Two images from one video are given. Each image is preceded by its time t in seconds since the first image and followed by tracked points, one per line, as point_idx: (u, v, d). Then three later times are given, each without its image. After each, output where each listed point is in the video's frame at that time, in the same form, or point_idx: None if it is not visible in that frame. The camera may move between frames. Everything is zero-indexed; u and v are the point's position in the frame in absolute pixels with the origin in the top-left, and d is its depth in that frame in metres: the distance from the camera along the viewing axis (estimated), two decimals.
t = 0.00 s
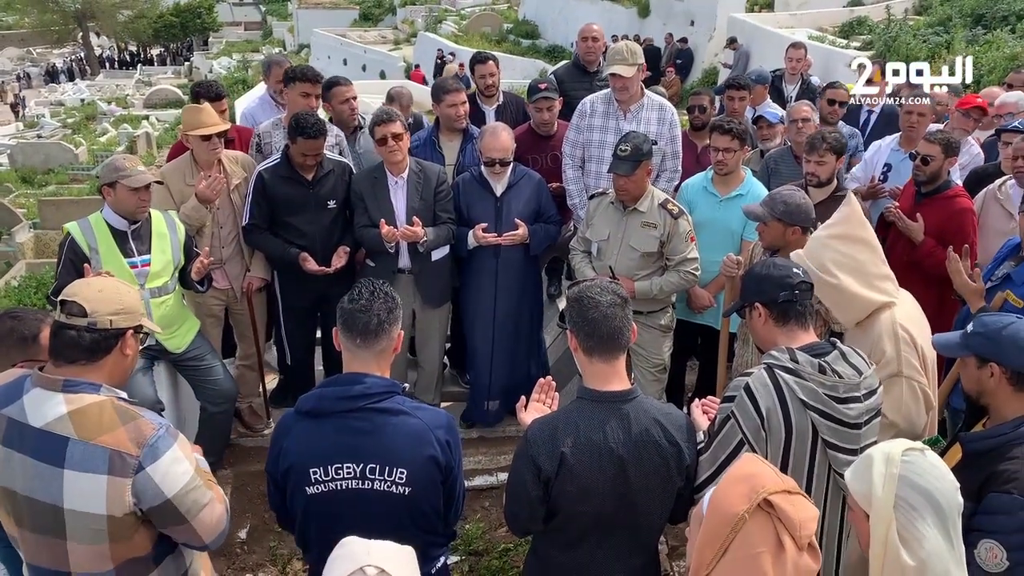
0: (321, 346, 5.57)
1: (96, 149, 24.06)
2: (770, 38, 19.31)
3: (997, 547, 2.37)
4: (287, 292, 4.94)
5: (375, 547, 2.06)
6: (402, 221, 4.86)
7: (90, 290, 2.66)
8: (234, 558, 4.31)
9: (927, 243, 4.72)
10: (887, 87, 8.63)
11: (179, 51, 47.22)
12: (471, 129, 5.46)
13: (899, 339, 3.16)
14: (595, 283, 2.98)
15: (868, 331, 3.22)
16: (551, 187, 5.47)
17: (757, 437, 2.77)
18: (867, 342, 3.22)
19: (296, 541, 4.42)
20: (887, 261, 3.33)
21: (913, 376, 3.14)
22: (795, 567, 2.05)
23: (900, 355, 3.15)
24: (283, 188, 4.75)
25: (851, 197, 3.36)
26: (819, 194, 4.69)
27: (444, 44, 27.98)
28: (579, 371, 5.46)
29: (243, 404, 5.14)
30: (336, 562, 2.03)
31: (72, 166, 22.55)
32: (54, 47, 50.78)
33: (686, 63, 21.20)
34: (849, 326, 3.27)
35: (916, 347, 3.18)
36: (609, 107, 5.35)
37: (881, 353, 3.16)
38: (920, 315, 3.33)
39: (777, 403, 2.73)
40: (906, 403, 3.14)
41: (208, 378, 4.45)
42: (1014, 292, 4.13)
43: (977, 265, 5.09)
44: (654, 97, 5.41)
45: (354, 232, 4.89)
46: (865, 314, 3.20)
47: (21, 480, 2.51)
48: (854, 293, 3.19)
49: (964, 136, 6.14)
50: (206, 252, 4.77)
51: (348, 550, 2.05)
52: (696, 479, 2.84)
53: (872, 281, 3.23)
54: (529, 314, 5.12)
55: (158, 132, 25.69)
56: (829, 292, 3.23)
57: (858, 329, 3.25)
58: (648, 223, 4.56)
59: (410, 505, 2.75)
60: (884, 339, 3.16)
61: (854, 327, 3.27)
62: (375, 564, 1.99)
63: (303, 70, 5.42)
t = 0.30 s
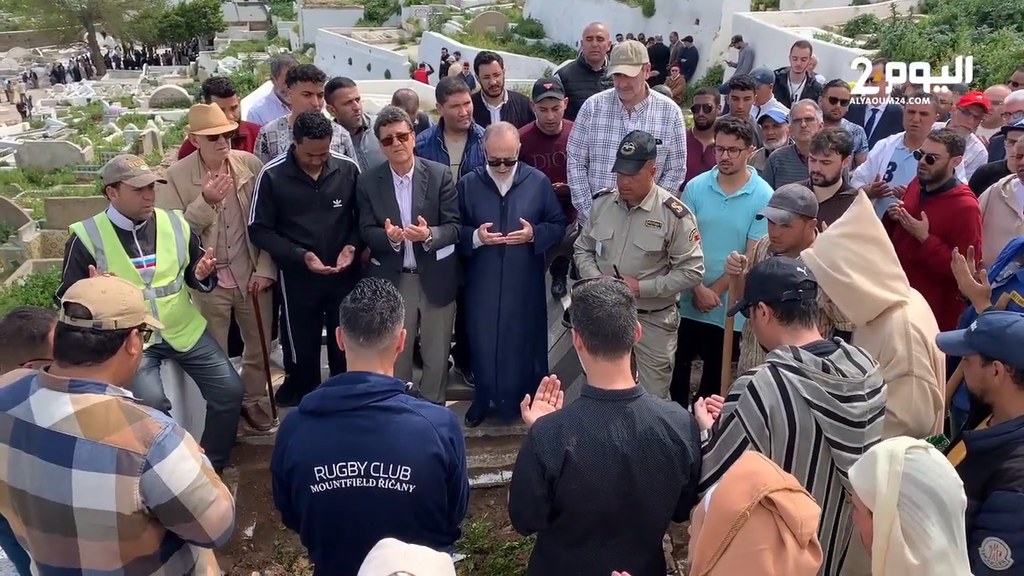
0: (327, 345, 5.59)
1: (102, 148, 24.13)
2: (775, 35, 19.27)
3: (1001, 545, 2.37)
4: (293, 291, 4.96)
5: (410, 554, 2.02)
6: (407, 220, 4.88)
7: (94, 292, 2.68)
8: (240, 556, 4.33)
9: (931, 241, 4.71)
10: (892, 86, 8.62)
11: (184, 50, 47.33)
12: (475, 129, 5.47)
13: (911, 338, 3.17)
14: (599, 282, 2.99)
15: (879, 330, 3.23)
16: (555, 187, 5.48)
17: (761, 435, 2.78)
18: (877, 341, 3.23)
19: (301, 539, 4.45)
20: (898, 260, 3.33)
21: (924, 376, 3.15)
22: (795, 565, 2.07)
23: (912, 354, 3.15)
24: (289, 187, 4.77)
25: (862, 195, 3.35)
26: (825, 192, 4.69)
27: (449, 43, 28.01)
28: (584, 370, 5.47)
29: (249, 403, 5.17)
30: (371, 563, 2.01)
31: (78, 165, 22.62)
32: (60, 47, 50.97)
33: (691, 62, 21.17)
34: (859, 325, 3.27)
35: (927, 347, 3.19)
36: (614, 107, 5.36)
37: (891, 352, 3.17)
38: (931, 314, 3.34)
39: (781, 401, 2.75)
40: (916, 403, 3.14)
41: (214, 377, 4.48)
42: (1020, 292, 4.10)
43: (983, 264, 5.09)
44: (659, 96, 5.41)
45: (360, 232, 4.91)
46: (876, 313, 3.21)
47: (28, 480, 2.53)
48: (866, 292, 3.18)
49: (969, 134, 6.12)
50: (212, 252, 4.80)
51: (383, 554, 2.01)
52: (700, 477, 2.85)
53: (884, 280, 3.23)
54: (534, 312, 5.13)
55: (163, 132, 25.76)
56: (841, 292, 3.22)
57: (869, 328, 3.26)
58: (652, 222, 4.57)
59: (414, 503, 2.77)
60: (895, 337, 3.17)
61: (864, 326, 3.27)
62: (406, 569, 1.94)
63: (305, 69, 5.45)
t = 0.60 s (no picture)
0: (332, 345, 5.61)
1: (108, 149, 24.20)
2: (780, 36, 19.24)
3: (1004, 544, 2.37)
4: (299, 292, 4.98)
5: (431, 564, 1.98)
6: (412, 221, 4.89)
7: (101, 292, 2.65)
8: (246, 555, 4.35)
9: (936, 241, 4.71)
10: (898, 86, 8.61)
11: (190, 51, 47.45)
12: (480, 130, 5.48)
13: (918, 339, 3.17)
14: (604, 282, 3.00)
15: (886, 331, 3.22)
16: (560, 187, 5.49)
17: (764, 434, 2.80)
18: (884, 341, 3.23)
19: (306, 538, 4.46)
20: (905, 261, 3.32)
21: (931, 377, 3.14)
22: (794, 562, 2.07)
23: (919, 355, 3.15)
24: (294, 188, 4.79)
25: (867, 196, 3.35)
26: (830, 193, 4.69)
27: (454, 44, 28.04)
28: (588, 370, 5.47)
29: (255, 403, 5.19)
30: (392, 567, 1.98)
31: (85, 166, 22.71)
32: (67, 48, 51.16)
33: (696, 62, 21.15)
34: (865, 325, 3.27)
35: (934, 348, 3.18)
36: (618, 108, 5.37)
37: (898, 353, 3.17)
38: (937, 315, 3.33)
39: (784, 401, 2.76)
40: (923, 404, 3.14)
41: (220, 377, 4.50)
42: None
43: (988, 264, 5.08)
44: (663, 97, 5.42)
45: (365, 232, 4.93)
46: (882, 314, 3.20)
47: (37, 479, 2.54)
48: (873, 293, 3.18)
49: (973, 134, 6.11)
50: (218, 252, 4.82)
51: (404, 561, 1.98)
52: (703, 477, 2.85)
53: (892, 281, 3.23)
54: (538, 312, 5.14)
55: (170, 133, 25.83)
56: (849, 293, 3.21)
57: (875, 328, 3.26)
58: (656, 222, 4.57)
59: (417, 503, 2.78)
60: (903, 338, 3.17)
61: (871, 326, 3.27)
62: None
63: (309, 70, 5.47)
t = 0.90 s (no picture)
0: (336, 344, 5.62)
1: (114, 149, 24.27)
2: (785, 36, 19.21)
3: (1005, 545, 2.37)
4: (303, 291, 4.99)
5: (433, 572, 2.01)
6: (416, 220, 4.90)
7: (99, 296, 2.57)
8: (249, 554, 4.36)
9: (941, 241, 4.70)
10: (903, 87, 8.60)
11: (196, 52, 47.56)
12: (483, 130, 5.49)
13: (922, 339, 3.16)
14: (606, 280, 3.00)
15: (890, 330, 3.22)
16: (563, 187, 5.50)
17: (766, 433, 2.79)
18: (888, 341, 3.22)
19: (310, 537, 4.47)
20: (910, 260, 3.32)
21: (934, 378, 3.14)
22: (794, 559, 2.07)
23: (923, 355, 3.15)
24: (299, 188, 4.80)
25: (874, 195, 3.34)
26: (833, 193, 4.68)
27: (459, 45, 28.08)
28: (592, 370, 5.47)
29: (259, 402, 5.20)
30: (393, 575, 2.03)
31: (90, 166, 22.78)
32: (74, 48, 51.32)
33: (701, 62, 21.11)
34: (869, 324, 3.27)
35: (938, 349, 3.18)
36: (622, 108, 5.37)
37: (903, 353, 3.16)
38: (941, 315, 3.33)
39: (786, 400, 2.76)
40: (927, 404, 3.13)
41: (223, 375, 4.51)
42: None
43: (992, 265, 5.07)
44: (666, 97, 5.42)
45: (370, 232, 4.94)
46: (887, 313, 3.20)
47: (47, 475, 2.54)
48: (879, 292, 3.18)
49: (977, 134, 6.10)
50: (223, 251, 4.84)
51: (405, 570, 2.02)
52: (705, 475, 2.85)
53: (897, 281, 3.23)
54: (542, 312, 5.14)
55: (175, 133, 25.89)
56: (855, 292, 3.21)
57: (879, 328, 3.25)
58: (660, 222, 4.57)
59: (420, 503, 2.79)
60: (907, 338, 3.17)
61: (876, 326, 3.26)
62: None
63: (313, 69, 5.48)
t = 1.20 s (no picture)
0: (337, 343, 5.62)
1: (116, 148, 24.29)
2: (786, 35, 19.20)
3: (1005, 543, 2.37)
4: (303, 290, 5.00)
5: None
6: (417, 219, 4.91)
7: (87, 296, 2.57)
8: (250, 552, 4.37)
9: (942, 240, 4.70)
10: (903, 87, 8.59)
11: (197, 51, 47.58)
12: (484, 129, 5.49)
13: (923, 337, 3.16)
14: (606, 279, 3.00)
15: (891, 328, 3.22)
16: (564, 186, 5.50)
17: (765, 430, 2.79)
18: (889, 339, 3.22)
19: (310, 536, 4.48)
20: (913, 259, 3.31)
21: (933, 376, 3.14)
22: (792, 556, 2.08)
23: (924, 354, 3.15)
24: (299, 187, 4.80)
25: (881, 192, 3.35)
26: (833, 192, 4.67)
27: (460, 44, 28.09)
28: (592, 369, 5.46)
29: (260, 400, 5.21)
30: None
31: (92, 165, 22.80)
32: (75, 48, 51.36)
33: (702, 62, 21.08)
34: (870, 321, 3.27)
35: (938, 347, 3.18)
36: (622, 107, 5.37)
37: (903, 351, 3.16)
38: (942, 313, 3.33)
39: (785, 398, 2.76)
40: (926, 402, 3.12)
41: (224, 374, 4.51)
42: None
43: (993, 264, 5.07)
44: (667, 96, 5.42)
45: (371, 230, 4.94)
46: (888, 311, 3.19)
47: (50, 474, 2.54)
48: (882, 290, 3.18)
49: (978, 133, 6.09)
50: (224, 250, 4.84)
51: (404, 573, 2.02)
52: (704, 473, 2.86)
53: (898, 278, 3.22)
54: (542, 311, 5.15)
55: (177, 132, 25.91)
56: (858, 289, 3.22)
57: (880, 325, 3.25)
58: (661, 221, 4.57)
59: (422, 501, 2.79)
60: (908, 336, 3.17)
61: (876, 323, 3.26)
62: None
63: (313, 67, 5.48)
